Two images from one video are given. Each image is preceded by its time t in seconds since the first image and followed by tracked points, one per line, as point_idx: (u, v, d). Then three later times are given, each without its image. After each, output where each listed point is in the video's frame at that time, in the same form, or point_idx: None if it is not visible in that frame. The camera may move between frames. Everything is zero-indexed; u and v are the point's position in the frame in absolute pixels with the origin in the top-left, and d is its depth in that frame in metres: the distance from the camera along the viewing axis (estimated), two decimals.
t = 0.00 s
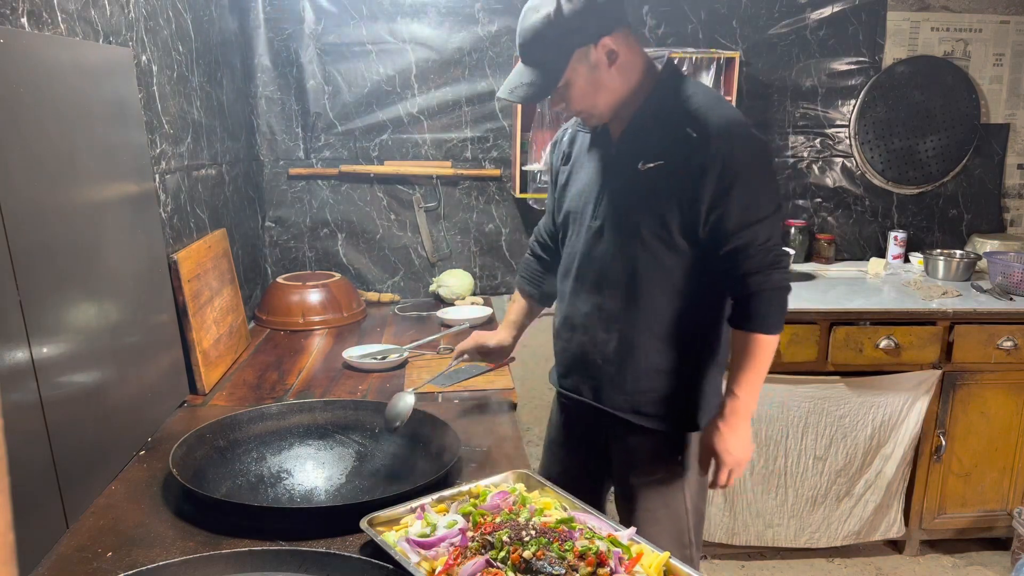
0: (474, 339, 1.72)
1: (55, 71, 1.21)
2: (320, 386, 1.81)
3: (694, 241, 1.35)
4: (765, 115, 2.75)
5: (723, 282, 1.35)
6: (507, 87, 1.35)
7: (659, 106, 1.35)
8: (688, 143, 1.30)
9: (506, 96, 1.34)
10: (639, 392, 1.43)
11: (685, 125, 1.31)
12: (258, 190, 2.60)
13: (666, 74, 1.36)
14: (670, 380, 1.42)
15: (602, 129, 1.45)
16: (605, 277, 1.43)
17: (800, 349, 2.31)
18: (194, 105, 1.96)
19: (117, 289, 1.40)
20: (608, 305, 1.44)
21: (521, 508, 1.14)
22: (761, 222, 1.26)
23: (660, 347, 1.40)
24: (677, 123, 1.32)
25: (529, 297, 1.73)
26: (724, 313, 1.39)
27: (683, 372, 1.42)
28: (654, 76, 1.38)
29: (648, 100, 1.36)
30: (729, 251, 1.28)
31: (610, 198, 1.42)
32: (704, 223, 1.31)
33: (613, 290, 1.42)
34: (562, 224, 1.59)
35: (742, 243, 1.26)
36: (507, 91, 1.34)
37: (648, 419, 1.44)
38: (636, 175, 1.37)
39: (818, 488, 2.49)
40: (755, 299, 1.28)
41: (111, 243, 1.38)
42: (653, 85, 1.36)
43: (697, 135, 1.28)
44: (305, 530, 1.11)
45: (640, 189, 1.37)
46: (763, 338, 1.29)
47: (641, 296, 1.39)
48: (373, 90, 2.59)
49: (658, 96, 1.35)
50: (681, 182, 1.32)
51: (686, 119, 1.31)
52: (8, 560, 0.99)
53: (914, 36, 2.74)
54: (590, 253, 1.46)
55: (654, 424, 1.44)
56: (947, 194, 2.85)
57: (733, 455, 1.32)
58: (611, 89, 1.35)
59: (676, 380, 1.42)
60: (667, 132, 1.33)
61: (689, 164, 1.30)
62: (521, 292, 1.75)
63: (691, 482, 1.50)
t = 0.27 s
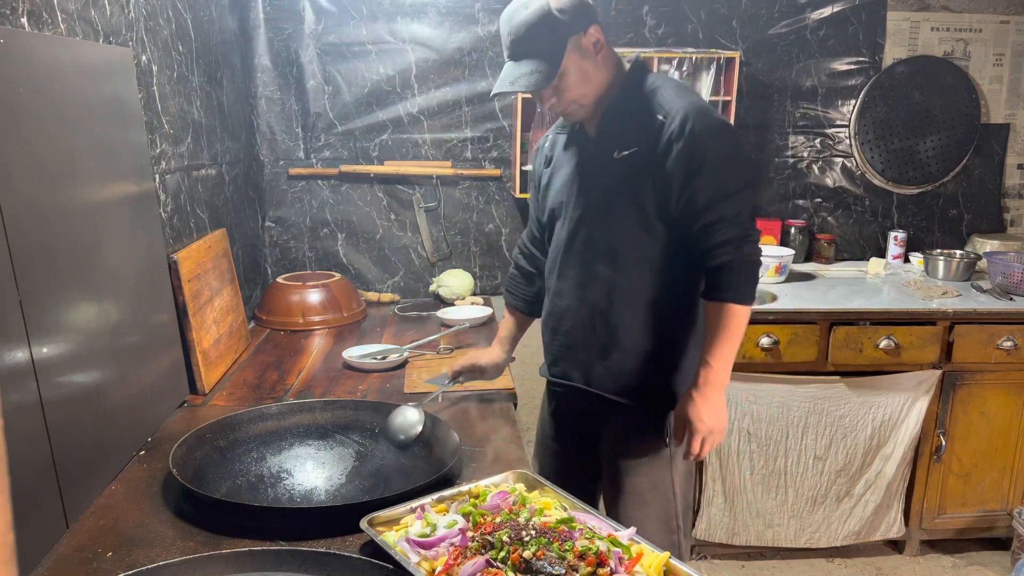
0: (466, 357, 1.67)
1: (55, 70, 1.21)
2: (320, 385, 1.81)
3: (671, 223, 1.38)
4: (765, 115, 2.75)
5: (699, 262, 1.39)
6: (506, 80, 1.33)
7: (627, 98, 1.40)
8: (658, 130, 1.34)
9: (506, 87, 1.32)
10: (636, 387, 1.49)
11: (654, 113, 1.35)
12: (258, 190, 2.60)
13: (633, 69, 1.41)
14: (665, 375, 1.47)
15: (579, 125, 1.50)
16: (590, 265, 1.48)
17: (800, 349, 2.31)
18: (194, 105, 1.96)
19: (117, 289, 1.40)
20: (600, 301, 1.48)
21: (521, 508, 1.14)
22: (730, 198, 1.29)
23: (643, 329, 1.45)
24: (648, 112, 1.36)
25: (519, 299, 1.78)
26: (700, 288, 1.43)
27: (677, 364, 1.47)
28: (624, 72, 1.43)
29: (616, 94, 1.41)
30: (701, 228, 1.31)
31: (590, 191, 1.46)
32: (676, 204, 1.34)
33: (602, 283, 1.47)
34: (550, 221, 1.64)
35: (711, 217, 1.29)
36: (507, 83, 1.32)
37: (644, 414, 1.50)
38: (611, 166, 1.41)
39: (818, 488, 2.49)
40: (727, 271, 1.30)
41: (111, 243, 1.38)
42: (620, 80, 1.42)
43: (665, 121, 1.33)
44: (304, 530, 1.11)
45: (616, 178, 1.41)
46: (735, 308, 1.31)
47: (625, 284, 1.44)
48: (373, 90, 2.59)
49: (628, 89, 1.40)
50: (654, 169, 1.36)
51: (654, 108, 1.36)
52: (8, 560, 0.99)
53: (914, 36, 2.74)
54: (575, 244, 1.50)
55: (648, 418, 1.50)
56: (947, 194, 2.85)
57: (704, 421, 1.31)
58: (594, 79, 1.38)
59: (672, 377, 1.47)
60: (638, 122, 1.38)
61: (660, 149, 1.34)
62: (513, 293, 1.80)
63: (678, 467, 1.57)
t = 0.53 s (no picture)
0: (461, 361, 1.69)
1: (55, 70, 1.21)
2: (320, 385, 1.81)
3: (675, 225, 1.38)
4: (765, 115, 2.75)
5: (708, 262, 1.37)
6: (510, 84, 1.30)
7: (622, 103, 1.39)
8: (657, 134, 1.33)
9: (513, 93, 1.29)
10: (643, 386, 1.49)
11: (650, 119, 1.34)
12: (258, 190, 2.60)
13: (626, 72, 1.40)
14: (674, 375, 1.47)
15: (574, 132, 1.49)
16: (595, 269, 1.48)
17: (800, 350, 2.31)
18: (194, 105, 1.96)
19: (117, 289, 1.40)
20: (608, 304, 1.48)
21: (521, 508, 1.14)
22: (734, 195, 1.26)
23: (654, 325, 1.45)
24: (645, 116, 1.35)
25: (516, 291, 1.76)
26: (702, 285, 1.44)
27: (681, 366, 1.47)
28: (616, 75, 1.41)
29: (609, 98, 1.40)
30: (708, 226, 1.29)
31: (591, 197, 1.46)
32: (684, 206, 1.33)
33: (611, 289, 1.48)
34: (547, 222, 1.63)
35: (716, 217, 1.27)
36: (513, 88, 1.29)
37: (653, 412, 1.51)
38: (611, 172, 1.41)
39: (818, 488, 2.49)
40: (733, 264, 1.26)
41: (111, 243, 1.38)
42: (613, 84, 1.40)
43: (663, 125, 1.32)
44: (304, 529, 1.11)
45: (618, 181, 1.41)
46: (743, 300, 1.25)
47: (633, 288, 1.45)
48: (373, 90, 2.59)
49: (620, 92, 1.38)
50: (654, 173, 1.36)
51: (651, 112, 1.35)
52: (8, 560, 0.99)
53: (914, 36, 2.74)
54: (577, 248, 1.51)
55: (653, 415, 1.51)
56: (947, 194, 2.85)
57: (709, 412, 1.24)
58: (591, 82, 1.37)
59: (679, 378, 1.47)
60: (637, 126, 1.37)
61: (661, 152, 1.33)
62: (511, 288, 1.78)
63: (680, 463, 1.58)
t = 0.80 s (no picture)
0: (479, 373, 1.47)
1: (54, 70, 1.21)
2: (320, 386, 1.81)
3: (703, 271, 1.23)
4: (765, 115, 2.75)
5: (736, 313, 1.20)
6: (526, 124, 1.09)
7: (653, 131, 1.20)
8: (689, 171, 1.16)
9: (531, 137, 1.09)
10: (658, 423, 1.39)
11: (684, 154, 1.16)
12: (258, 190, 2.60)
13: (662, 96, 1.21)
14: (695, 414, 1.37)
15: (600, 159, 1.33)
16: (618, 312, 1.35)
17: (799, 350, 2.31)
18: (194, 106, 1.96)
19: (117, 289, 1.40)
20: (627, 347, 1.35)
21: (521, 508, 1.14)
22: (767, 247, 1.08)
23: (675, 369, 1.34)
24: (678, 148, 1.17)
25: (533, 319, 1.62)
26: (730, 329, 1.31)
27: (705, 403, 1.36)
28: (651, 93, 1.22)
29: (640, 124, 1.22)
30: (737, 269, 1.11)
31: (616, 233, 1.32)
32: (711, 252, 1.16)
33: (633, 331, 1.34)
34: (568, 251, 1.48)
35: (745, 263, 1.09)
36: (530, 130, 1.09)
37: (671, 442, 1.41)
38: (638, 208, 1.26)
39: (818, 489, 2.49)
40: (765, 308, 1.08)
41: (111, 243, 1.38)
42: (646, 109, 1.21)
43: (694, 162, 1.15)
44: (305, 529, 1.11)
45: (643, 221, 1.26)
46: (771, 345, 1.08)
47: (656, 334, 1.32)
48: (373, 90, 2.59)
49: (652, 120, 1.20)
50: (685, 215, 1.20)
51: (685, 146, 1.17)
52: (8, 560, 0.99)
53: (914, 36, 2.74)
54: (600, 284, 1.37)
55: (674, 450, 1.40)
56: (947, 194, 2.85)
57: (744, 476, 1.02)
58: (622, 109, 1.16)
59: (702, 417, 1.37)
60: (667, 157, 1.19)
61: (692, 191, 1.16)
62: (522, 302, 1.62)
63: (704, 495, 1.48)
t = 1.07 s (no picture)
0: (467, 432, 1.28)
1: (54, 70, 1.21)
2: (320, 386, 1.81)
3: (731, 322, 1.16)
4: (765, 115, 2.75)
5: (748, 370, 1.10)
6: (534, 177, 1.04)
7: (672, 177, 1.14)
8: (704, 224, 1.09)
9: (538, 190, 1.03)
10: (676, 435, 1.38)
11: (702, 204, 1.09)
12: (258, 190, 2.60)
13: (680, 135, 1.13)
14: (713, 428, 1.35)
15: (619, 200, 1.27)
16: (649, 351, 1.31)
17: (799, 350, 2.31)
18: (194, 105, 1.96)
19: (117, 289, 1.40)
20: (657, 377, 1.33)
21: (521, 508, 1.17)
22: (774, 310, 0.99)
23: (703, 399, 1.31)
24: (699, 196, 1.10)
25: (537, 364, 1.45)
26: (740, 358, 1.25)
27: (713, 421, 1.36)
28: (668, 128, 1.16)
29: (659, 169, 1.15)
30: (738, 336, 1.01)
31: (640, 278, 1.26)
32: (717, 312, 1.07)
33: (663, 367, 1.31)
34: (591, 292, 1.42)
35: (749, 329, 0.99)
36: (537, 183, 1.03)
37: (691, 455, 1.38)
38: (661, 256, 1.20)
39: (818, 488, 2.49)
40: (766, 383, 0.96)
41: (111, 243, 1.38)
42: (665, 151, 1.14)
43: (707, 213, 1.08)
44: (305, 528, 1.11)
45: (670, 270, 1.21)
46: (762, 429, 0.94)
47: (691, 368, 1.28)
48: (373, 89, 2.59)
49: (672, 161, 1.14)
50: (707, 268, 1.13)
51: (703, 194, 1.09)
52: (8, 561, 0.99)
53: (914, 36, 2.74)
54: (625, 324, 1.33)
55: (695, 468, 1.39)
56: (947, 195, 2.85)
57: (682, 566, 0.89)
58: (637, 155, 1.09)
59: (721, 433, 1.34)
60: (689, 206, 1.12)
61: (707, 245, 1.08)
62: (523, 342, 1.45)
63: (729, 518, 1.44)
